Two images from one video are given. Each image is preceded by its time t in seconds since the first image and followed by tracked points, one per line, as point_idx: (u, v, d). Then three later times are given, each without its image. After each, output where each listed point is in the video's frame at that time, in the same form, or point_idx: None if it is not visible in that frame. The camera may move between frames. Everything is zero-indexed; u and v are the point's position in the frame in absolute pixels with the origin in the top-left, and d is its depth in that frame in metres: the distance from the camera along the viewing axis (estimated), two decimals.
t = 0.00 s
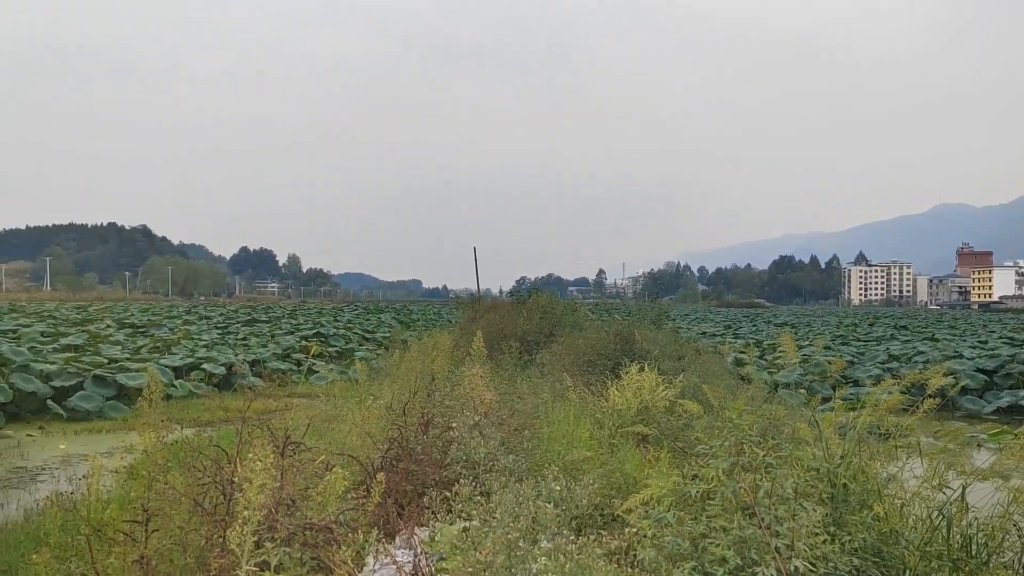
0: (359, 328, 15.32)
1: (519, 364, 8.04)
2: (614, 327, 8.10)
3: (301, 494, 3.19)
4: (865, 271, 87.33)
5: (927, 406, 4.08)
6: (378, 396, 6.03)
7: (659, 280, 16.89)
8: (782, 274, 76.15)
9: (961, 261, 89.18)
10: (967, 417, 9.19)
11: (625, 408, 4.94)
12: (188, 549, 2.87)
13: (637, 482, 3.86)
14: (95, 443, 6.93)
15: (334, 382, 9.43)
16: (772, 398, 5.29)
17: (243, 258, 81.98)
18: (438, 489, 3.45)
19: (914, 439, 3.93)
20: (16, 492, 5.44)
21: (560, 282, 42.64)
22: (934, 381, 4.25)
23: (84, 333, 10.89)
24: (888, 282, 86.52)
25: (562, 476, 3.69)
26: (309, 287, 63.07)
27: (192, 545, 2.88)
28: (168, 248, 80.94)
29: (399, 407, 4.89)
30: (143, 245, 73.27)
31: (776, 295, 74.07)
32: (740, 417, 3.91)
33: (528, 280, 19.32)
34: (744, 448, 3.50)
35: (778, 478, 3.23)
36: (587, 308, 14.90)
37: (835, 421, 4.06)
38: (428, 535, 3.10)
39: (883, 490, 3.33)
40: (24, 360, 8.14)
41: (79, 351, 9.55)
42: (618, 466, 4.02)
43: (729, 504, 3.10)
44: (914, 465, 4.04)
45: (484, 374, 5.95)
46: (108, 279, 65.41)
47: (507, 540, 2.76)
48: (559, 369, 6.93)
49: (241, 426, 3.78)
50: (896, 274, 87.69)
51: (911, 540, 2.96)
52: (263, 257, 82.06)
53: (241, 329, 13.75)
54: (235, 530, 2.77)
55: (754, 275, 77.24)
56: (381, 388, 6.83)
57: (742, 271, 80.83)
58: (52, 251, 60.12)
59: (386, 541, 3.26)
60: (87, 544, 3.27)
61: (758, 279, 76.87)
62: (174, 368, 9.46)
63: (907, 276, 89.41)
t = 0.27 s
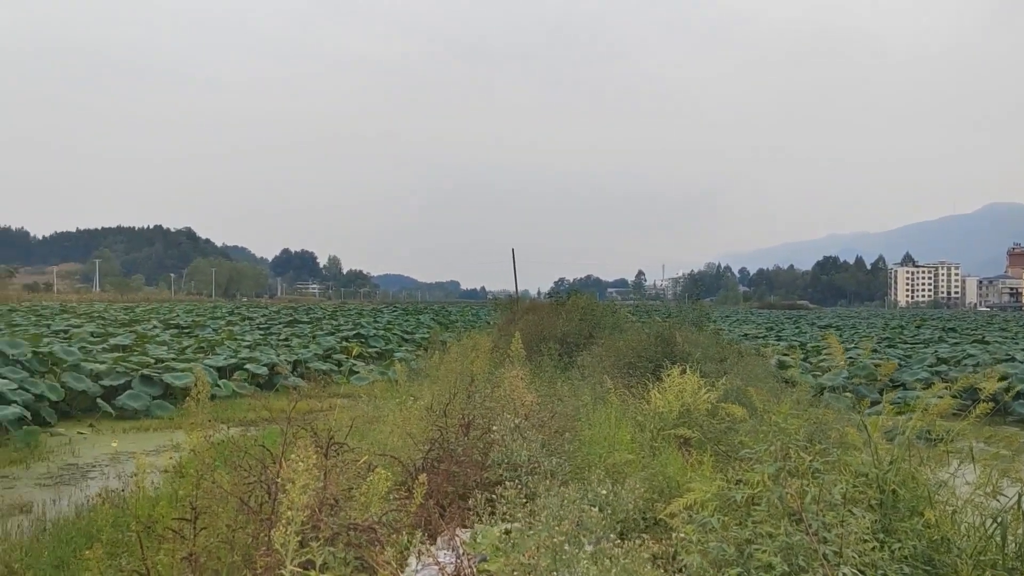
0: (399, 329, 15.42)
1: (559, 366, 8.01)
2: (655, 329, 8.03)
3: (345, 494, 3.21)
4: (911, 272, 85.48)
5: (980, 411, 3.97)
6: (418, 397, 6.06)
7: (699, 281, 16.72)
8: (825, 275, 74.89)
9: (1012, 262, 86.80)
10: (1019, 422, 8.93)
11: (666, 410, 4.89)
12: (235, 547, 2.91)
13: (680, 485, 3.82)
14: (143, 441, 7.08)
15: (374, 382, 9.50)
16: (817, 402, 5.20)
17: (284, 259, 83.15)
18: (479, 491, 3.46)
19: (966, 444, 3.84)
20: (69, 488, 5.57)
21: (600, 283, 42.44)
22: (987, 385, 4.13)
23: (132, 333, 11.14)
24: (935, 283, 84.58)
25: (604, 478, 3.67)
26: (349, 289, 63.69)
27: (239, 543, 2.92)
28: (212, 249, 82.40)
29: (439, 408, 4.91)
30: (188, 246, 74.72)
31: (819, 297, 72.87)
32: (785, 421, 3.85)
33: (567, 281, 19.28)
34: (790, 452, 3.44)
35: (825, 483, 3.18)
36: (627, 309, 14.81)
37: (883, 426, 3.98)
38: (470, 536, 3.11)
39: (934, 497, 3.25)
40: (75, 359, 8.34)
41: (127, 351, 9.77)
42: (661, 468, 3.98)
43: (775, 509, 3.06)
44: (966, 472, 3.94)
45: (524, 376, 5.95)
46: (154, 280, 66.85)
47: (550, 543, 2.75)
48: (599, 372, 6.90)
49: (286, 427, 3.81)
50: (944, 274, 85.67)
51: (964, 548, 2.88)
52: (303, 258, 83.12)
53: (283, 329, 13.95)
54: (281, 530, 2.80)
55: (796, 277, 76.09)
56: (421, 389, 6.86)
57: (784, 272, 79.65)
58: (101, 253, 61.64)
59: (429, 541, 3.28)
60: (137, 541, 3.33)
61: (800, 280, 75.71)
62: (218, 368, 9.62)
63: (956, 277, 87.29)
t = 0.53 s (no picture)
0: (446, 330, 15.51)
1: (606, 367, 7.97)
2: (704, 330, 7.94)
3: (396, 495, 3.23)
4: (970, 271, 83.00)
5: None
6: (467, 398, 6.08)
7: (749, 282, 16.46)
8: (879, 275, 73.19)
9: None
10: None
11: (717, 411, 4.83)
12: (289, 545, 2.96)
13: (733, 489, 3.76)
14: (198, 439, 7.25)
15: (422, 383, 9.57)
16: (874, 405, 5.08)
17: (333, 261, 84.36)
18: (529, 491, 3.45)
19: None
20: (127, 484, 5.73)
21: (647, 284, 42.06)
22: None
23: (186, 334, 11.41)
24: (995, 283, 82.03)
25: (655, 481, 3.64)
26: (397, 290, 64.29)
27: (294, 541, 2.96)
28: (263, 252, 83.95)
29: (487, 409, 4.92)
30: (240, 249, 76.30)
31: (873, 297, 71.22)
32: (841, 424, 3.77)
33: (614, 282, 19.16)
34: (847, 456, 3.37)
35: (883, 488, 3.10)
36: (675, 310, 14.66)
37: (945, 429, 3.86)
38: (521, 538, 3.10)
39: (999, 503, 3.15)
40: (132, 359, 8.56)
41: (182, 352, 10.00)
42: (712, 471, 3.93)
43: (832, 514, 2.99)
44: None
45: (572, 378, 5.93)
46: (207, 283, 68.43)
47: (602, 546, 2.73)
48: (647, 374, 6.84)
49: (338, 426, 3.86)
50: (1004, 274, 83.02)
51: None
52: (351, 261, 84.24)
53: (332, 330, 14.15)
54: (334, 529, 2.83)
55: (849, 277, 74.51)
56: (469, 389, 6.89)
57: (836, 272, 78.04)
58: (159, 256, 63.39)
59: (479, 541, 3.28)
60: (195, 538, 3.41)
61: (853, 280, 74.09)
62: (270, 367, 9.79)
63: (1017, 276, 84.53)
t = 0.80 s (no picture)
0: (488, 330, 15.54)
1: (650, 367, 7.90)
2: (751, 329, 7.81)
3: (440, 494, 3.24)
4: None
5: None
6: (510, 397, 6.08)
7: (796, 280, 16.18)
8: (930, 274, 71.46)
9: None
10: None
11: (765, 412, 4.75)
12: (335, 545, 2.97)
13: (783, 491, 3.70)
14: (245, 438, 7.37)
15: (464, 383, 9.60)
16: (928, 406, 4.94)
17: (374, 261, 85.17)
18: (574, 493, 3.42)
19: None
20: (178, 481, 5.84)
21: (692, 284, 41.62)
22: None
23: (232, 334, 11.60)
24: None
25: (702, 482, 3.59)
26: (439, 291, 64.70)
27: (340, 540, 2.98)
28: (306, 253, 85.18)
29: (531, 409, 4.91)
30: (284, 249, 77.45)
31: (923, 295, 69.57)
32: (894, 426, 3.68)
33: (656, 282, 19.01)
34: (901, 459, 3.28)
35: (939, 490, 3.01)
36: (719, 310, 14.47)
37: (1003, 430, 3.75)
38: (566, 539, 3.07)
39: None
40: (181, 359, 8.74)
41: (229, 352, 10.17)
42: (761, 473, 3.87)
43: (886, 518, 2.91)
44: None
45: (617, 378, 5.89)
46: (253, 283, 69.60)
47: (649, 546, 2.69)
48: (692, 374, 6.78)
49: (382, 426, 3.88)
50: None
51: None
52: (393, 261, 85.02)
53: (375, 330, 14.28)
54: (380, 528, 2.85)
55: (898, 275, 72.89)
56: (512, 389, 6.89)
57: (884, 270, 76.40)
58: (207, 258, 64.75)
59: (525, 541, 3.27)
60: (243, 535, 3.46)
61: (903, 278, 72.48)
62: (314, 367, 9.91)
63: None
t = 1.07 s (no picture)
0: (528, 330, 15.55)
1: (693, 368, 7.82)
2: (796, 329, 7.67)
3: (484, 494, 3.24)
4: None
5: None
6: (552, 397, 6.07)
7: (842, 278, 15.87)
8: (981, 271, 69.57)
9: None
10: None
11: (811, 413, 4.68)
12: (380, 543, 2.99)
13: (832, 493, 3.63)
14: (290, 437, 7.47)
15: (504, 383, 9.61)
16: (982, 407, 4.81)
17: (415, 262, 85.80)
18: (618, 494, 3.40)
19: None
20: (224, 479, 5.94)
21: (733, 282, 41.10)
22: None
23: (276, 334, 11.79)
24: None
25: (749, 483, 3.54)
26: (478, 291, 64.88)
27: (384, 538, 3.00)
28: (347, 254, 86.14)
29: (572, 409, 4.90)
30: (325, 251, 78.42)
31: (974, 293, 67.80)
32: (947, 428, 3.58)
33: (698, 281, 18.81)
34: (955, 461, 3.19)
35: (996, 494, 2.92)
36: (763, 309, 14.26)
37: None
38: (609, 540, 3.05)
39: None
40: (226, 359, 8.89)
41: (272, 352, 10.33)
42: (808, 475, 3.80)
43: (941, 521, 2.83)
44: None
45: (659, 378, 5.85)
46: (295, 285, 70.59)
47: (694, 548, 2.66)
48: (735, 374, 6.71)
49: (425, 425, 3.90)
50: None
51: None
52: (433, 262, 85.58)
53: (416, 330, 14.38)
54: (423, 527, 2.86)
55: (947, 272, 71.13)
56: (553, 389, 6.88)
57: (933, 267, 74.60)
58: (250, 260, 65.87)
59: (568, 541, 3.26)
60: (290, 532, 3.50)
61: (952, 276, 70.70)
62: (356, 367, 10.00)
63: None
